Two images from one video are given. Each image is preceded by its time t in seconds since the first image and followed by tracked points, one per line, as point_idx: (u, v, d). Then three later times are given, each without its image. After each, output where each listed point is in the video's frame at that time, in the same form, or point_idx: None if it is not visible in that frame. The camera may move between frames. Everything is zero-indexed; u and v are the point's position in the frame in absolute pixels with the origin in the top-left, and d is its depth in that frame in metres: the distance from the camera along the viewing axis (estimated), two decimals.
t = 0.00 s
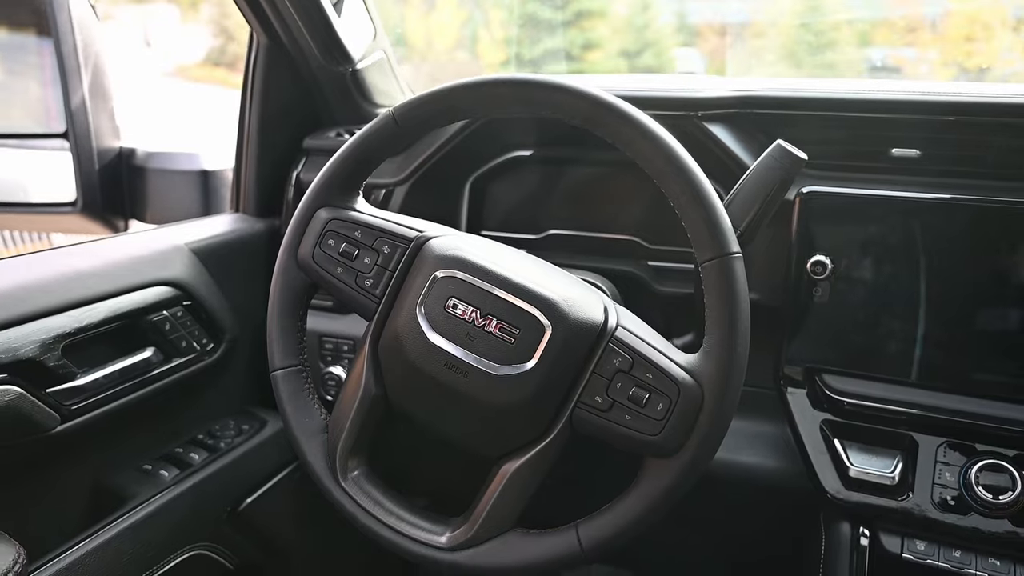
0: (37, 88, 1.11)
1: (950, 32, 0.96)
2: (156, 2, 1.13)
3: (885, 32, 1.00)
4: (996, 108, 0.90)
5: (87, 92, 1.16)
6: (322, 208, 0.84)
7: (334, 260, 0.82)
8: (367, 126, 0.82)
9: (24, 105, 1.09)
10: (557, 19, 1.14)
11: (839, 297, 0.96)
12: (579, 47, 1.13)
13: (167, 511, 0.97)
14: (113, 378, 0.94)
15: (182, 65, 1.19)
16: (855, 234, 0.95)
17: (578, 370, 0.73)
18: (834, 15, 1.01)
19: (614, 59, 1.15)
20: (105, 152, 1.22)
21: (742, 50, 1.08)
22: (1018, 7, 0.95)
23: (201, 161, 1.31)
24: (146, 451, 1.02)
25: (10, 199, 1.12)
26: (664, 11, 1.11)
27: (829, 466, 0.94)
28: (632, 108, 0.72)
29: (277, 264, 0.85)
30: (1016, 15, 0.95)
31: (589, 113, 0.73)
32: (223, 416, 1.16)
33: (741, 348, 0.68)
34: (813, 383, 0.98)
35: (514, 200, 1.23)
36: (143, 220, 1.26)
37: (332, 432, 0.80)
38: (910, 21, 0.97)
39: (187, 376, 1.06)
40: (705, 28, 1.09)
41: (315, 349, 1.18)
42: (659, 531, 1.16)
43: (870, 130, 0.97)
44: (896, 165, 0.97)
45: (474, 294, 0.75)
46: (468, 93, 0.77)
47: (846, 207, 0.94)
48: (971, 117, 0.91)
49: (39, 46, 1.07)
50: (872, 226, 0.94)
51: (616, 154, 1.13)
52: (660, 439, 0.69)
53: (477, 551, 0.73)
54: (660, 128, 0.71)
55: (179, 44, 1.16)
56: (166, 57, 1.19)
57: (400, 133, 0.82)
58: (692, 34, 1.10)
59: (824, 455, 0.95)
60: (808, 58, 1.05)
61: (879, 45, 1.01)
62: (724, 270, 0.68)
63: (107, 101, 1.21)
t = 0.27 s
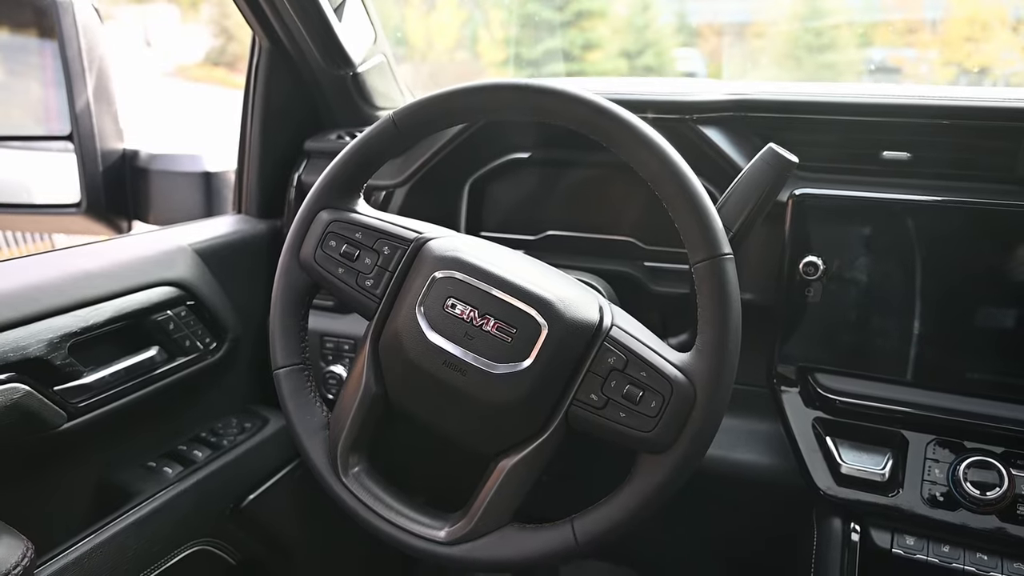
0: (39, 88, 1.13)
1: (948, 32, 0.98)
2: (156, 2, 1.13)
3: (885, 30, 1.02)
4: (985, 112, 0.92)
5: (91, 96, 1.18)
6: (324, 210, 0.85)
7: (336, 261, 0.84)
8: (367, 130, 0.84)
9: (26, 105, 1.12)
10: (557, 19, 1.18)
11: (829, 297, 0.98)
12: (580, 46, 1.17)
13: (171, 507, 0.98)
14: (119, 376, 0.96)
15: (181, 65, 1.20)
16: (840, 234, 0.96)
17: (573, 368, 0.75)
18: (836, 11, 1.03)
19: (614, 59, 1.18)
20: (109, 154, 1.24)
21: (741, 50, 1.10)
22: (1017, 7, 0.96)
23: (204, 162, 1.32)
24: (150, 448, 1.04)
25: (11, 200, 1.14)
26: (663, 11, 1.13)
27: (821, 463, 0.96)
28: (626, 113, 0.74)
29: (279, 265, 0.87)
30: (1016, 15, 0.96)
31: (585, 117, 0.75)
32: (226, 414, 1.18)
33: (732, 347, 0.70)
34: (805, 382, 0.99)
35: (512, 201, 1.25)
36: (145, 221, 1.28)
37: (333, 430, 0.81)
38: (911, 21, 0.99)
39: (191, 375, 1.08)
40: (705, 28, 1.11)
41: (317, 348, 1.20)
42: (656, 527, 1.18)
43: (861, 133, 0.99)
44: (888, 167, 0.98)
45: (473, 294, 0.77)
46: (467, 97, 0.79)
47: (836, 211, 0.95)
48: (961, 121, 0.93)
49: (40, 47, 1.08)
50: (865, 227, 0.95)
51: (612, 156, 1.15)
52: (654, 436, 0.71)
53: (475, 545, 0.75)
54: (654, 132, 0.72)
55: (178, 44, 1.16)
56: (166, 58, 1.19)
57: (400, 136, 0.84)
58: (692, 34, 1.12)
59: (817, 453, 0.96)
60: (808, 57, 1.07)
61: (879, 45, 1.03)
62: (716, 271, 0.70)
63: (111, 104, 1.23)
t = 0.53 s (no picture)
0: (41, 89, 1.12)
1: (949, 30, 1.00)
2: (156, 2, 1.13)
3: (885, 31, 1.04)
4: (975, 115, 0.93)
5: (96, 99, 1.18)
6: (326, 211, 0.87)
7: (338, 261, 0.85)
8: (368, 133, 0.86)
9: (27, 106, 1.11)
10: (557, 20, 1.20)
11: (821, 297, 0.99)
12: (580, 48, 1.19)
13: (176, 503, 1.00)
14: (124, 374, 0.98)
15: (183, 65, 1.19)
16: (833, 234, 0.98)
17: (570, 366, 0.77)
18: (832, 13, 1.04)
19: (614, 59, 1.20)
20: (113, 155, 1.24)
21: (740, 52, 1.12)
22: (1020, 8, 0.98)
23: (206, 164, 1.34)
24: (155, 445, 1.05)
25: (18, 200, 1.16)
26: (664, 12, 1.15)
27: (813, 460, 0.98)
28: (622, 116, 0.76)
29: (282, 265, 0.89)
30: (1017, 15, 0.99)
31: (581, 121, 0.76)
32: (229, 412, 1.20)
33: (724, 345, 0.72)
34: (798, 381, 1.01)
35: (512, 202, 1.26)
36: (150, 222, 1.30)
37: (336, 426, 0.83)
38: (910, 22, 1.01)
39: (195, 373, 1.09)
40: (705, 28, 1.13)
41: (318, 347, 1.21)
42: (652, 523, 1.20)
43: (853, 136, 1.00)
44: (879, 169, 1.00)
45: (472, 294, 0.79)
46: (466, 101, 0.81)
47: (829, 212, 0.97)
48: (952, 125, 0.95)
49: (41, 48, 1.08)
50: (856, 227, 0.97)
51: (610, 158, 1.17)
52: (648, 432, 0.73)
53: (474, 539, 0.77)
54: (648, 135, 0.74)
55: (180, 44, 1.17)
56: (166, 57, 1.18)
57: (400, 139, 0.85)
58: (692, 34, 1.14)
59: (809, 450, 0.98)
60: (804, 61, 1.08)
61: (879, 46, 1.05)
62: (709, 271, 0.72)
63: (115, 106, 1.22)
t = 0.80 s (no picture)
0: (43, 90, 1.16)
1: (949, 31, 1.04)
2: (156, 2, 1.18)
3: (885, 32, 1.07)
4: (966, 119, 0.95)
5: (103, 101, 1.18)
6: (329, 213, 0.89)
7: (341, 262, 0.87)
8: (371, 136, 0.88)
9: (28, 106, 1.15)
10: (557, 20, 1.21)
11: (819, 295, 1.02)
12: (580, 48, 1.22)
13: (182, 498, 1.02)
14: (131, 372, 1.00)
15: (182, 65, 1.25)
16: (830, 237, 1.00)
17: (567, 364, 0.79)
18: (834, 15, 1.08)
19: (614, 59, 1.22)
20: (119, 157, 1.25)
21: (741, 51, 1.15)
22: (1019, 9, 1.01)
23: (211, 165, 1.35)
24: (161, 442, 1.07)
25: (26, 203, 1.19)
26: (663, 12, 1.18)
27: (806, 456, 0.99)
28: (618, 120, 0.77)
29: (286, 266, 0.91)
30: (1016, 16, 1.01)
31: (578, 125, 0.78)
32: (233, 409, 1.21)
33: (717, 343, 0.74)
34: (792, 378, 1.03)
35: (511, 203, 1.28)
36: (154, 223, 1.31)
37: (339, 423, 0.85)
38: (912, 24, 1.04)
39: (200, 371, 1.11)
40: (706, 28, 1.16)
41: (320, 346, 1.23)
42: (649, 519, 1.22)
43: (845, 138, 1.02)
44: (871, 172, 1.01)
45: (472, 293, 0.81)
46: (466, 105, 0.83)
47: (823, 210, 0.99)
48: (942, 129, 0.97)
49: (43, 49, 1.12)
50: (847, 229, 0.99)
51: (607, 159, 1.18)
52: (643, 428, 0.75)
53: (474, 532, 0.79)
54: (644, 139, 0.76)
55: (180, 43, 1.22)
56: (167, 58, 1.23)
57: (402, 142, 0.87)
58: (693, 34, 1.17)
59: (803, 446, 1.00)
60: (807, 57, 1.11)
61: (879, 46, 1.08)
62: (703, 271, 0.74)
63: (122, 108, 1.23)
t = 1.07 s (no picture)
0: (43, 91, 1.17)
1: (948, 30, 1.05)
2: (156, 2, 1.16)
3: (884, 33, 1.09)
4: (958, 121, 0.97)
5: (108, 104, 1.20)
6: (332, 214, 0.91)
7: (343, 262, 0.90)
8: (373, 139, 0.90)
9: (29, 107, 1.18)
10: (557, 20, 1.23)
11: (805, 297, 1.03)
12: (580, 48, 1.24)
13: (187, 494, 1.03)
14: (138, 370, 1.02)
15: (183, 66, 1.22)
16: (816, 232, 1.01)
17: (564, 361, 0.81)
18: (830, 15, 1.09)
19: (614, 59, 1.23)
20: (123, 158, 1.27)
21: (741, 51, 1.16)
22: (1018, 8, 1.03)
23: (214, 167, 1.36)
24: (166, 439, 1.09)
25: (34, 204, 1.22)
26: (663, 13, 1.20)
27: (799, 452, 1.02)
28: (614, 124, 0.80)
29: (290, 265, 0.93)
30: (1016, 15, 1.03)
31: (575, 129, 0.80)
32: (237, 407, 1.24)
33: (710, 341, 0.76)
34: (786, 376, 1.04)
35: (510, 204, 1.30)
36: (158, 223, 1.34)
37: (341, 419, 0.87)
38: (911, 24, 1.06)
39: (204, 369, 1.14)
40: (706, 27, 1.18)
41: (323, 344, 1.25)
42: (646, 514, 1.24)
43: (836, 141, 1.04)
44: (862, 173, 1.03)
45: (471, 292, 0.83)
46: (466, 109, 0.85)
47: (818, 211, 1.00)
48: (933, 131, 0.99)
49: (44, 50, 1.14)
50: (839, 228, 1.00)
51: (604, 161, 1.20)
52: (638, 424, 0.77)
53: (474, 525, 0.81)
54: (639, 142, 0.78)
55: (181, 44, 1.20)
56: (168, 58, 1.21)
57: (403, 145, 0.89)
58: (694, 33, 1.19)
59: (795, 442, 1.02)
60: (807, 57, 1.13)
61: (879, 46, 1.10)
62: (696, 271, 0.76)
63: (126, 110, 1.25)
